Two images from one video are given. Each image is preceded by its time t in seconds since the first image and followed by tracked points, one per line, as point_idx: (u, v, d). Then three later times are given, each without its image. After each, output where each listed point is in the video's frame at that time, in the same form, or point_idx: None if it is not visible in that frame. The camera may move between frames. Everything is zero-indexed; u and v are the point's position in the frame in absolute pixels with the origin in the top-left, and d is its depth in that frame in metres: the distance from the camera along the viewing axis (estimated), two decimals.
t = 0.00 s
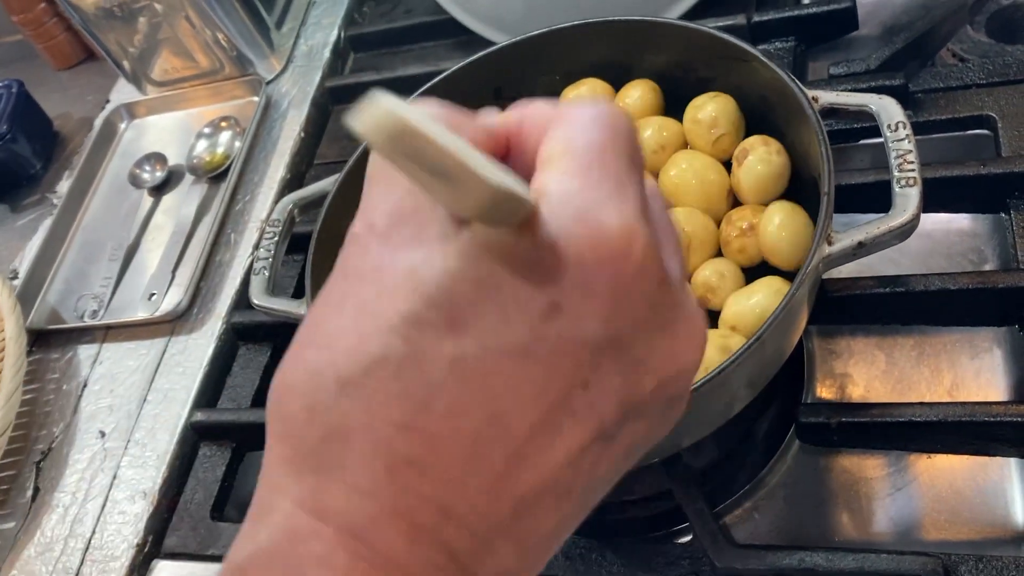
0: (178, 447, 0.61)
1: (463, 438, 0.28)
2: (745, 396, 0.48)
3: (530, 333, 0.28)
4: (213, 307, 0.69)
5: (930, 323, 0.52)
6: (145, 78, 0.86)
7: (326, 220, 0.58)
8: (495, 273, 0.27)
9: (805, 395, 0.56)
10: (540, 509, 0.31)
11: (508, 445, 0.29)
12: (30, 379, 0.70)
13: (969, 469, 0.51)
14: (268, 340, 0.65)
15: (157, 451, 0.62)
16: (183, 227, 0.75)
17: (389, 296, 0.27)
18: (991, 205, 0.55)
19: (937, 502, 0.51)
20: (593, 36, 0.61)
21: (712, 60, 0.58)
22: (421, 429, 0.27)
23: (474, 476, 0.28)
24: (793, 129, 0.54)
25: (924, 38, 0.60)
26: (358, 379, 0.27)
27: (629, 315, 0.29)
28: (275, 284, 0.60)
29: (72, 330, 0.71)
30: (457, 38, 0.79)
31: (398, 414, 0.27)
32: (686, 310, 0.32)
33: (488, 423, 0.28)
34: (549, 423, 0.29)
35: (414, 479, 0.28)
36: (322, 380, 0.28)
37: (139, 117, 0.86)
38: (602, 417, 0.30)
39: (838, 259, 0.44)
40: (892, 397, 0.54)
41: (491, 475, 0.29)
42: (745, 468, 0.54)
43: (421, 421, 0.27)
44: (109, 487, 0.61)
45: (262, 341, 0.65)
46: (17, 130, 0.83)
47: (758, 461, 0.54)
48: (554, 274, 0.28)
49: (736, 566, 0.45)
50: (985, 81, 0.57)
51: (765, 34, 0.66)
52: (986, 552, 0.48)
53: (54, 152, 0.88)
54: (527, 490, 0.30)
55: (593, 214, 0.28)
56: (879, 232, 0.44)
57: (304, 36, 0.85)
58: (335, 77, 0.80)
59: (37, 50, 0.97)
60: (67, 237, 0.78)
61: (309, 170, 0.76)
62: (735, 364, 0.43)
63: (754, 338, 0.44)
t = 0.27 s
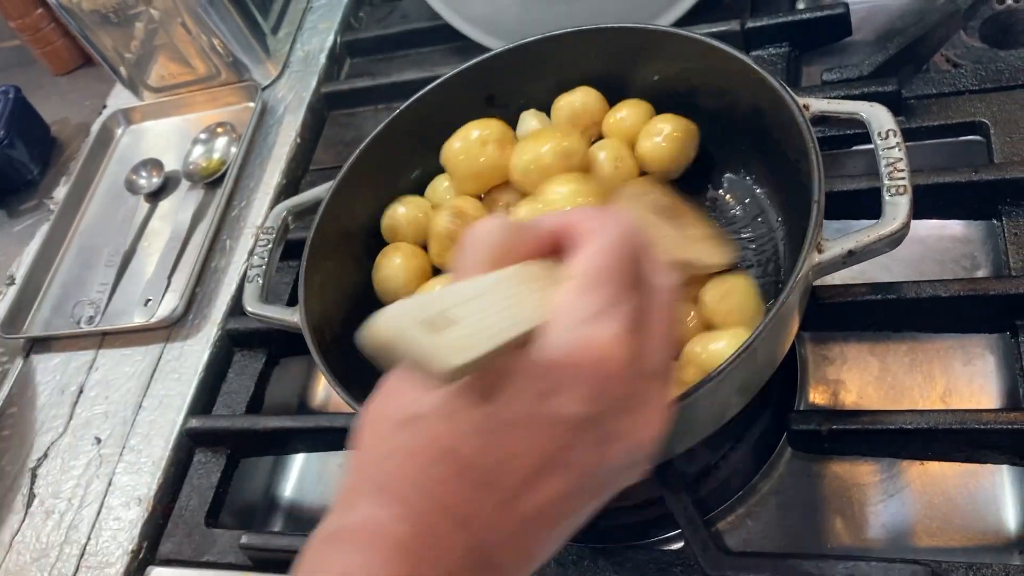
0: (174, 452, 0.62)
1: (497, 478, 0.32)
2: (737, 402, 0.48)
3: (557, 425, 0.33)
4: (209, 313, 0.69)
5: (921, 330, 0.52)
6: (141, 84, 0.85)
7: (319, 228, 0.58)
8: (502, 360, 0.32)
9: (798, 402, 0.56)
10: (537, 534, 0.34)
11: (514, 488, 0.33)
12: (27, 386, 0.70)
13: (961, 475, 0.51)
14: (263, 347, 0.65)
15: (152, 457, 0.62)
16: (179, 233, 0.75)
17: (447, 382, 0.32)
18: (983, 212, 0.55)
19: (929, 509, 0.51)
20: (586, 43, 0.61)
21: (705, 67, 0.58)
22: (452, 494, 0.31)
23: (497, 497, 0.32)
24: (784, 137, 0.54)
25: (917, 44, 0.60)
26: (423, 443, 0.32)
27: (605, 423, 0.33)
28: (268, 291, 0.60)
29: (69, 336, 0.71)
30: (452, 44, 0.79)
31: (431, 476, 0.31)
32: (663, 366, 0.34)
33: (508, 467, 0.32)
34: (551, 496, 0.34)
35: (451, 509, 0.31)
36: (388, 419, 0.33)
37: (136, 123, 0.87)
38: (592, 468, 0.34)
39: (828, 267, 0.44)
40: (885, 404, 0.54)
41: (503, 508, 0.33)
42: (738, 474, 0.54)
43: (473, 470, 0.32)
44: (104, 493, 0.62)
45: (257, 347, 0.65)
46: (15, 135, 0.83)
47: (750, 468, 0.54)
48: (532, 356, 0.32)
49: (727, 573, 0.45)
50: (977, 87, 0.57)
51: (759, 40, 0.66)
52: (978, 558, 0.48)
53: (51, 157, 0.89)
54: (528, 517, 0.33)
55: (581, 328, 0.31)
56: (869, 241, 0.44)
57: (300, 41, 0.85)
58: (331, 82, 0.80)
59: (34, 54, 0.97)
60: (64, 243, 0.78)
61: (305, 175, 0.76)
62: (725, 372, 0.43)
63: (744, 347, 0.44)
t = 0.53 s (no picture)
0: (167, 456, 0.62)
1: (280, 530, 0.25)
2: (726, 405, 0.48)
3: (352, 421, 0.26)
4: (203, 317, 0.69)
5: (911, 332, 0.52)
6: (136, 88, 0.86)
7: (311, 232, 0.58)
8: (199, 385, 0.23)
9: (789, 404, 0.56)
10: None
11: (238, 560, 0.24)
12: (22, 389, 0.70)
13: (951, 478, 0.51)
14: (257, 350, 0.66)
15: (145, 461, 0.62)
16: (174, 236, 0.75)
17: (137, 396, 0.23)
18: (973, 214, 0.55)
19: (919, 511, 0.51)
20: (577, 47, 0.61)
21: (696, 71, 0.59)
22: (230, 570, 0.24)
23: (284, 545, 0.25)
24: (774, 141, 0.55)
25: (907, 47, 0.60)
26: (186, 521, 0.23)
27: (416, 439, 0.29)
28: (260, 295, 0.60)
29: (63, 339, 0.71)
30: (446, 47, 0.79)
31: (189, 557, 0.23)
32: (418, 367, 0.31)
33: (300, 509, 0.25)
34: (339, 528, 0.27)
35: None
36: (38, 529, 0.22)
37: (131, 127, 0.87)
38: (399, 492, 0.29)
39: (815, 270, 0.44)
40: (875, 406, 0.54)
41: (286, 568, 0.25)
42: (728, 476, 0.54)
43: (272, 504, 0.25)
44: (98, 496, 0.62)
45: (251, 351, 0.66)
46: (10, 139, 0.84)
47: (741, 470, 0.54)
48: (256, 376, 0.24)
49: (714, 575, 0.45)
50: (967, 90, 0.57)
51: (750, 43, 0.66)
52: (968, 561, 0.48)
53: (47, 161, 0.89)
54: None
55: (298, 320, 0.25)
56: (855, 244, 0.44)
57: (295, 44, 0.85)
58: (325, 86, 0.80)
59: (30, 58, 0.98)
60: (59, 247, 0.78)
61: (299, 179, 0.77)
62: (712, 376, 0.43)
63: (732, 350, 0.44)
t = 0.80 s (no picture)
0: (166, 455, 0.62)
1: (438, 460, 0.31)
2: (722, 402, 0.48)
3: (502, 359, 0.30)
4: (202, 317, 0.70)
5: (906, 331, 0.53)
6: (135, 89, 0.86)
7: (309, 232, 0.58)
8: (473, 314, 0.29)
9: (786, 403, 0.56)
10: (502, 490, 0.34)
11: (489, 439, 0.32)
12: (21, 390, 0.70)
13: (948, 475, 0.51)
14: (256, 350, 0.66)
15: (145, 461, 0.62)
16: (173, 237, 0.75)
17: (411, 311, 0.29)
18: (968, 213, 0.55)
19: (916, 509, 0.51)
20: (575, 47, 0.61)
21: (692, 71, 0.59)
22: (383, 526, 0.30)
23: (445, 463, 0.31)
24: (770, 140, 0.55)
25: (903, 46, 0.61)
26: (361, 465, 0.29)
27: (577, 333, 0.31)
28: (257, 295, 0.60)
29: (63, 340, 0.72)
30: (444, 47, 0.79)
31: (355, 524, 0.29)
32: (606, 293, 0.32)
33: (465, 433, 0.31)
34: (510, 429, 0.32)
35: (390, 521, 0.30)
36: (287, 450, 0.30)
37: (130, 128, 0.87)
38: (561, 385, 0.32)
39: (811, 269, 0.45)
40: (871, 404, 0.55)
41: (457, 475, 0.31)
42: (726, 474, 0.54)
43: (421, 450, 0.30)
44: (98, 495, 0.62)
45: (250, 351, 0.66)
46: (9, 140, 0.84)
47: (738, 468, 0.55)
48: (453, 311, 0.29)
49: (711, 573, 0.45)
50: (963, 89, 0.57)
51: (747, 43, 0.66)
52: (965, 558, 0.48)
53: (47, 162, 0.89)
54: (487, 484, 0.33)
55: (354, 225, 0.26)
56: (851, 243, 0.44)
57: (293, 45, 0.85)
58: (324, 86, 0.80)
59: (30, 60, 0.98)
60: (59, 248, 0.78)
61: (298, 179, 0.77)
62: (708, 374, 0.43)
63: (728, 348, 0.44)
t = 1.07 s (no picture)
0: (168, 454, 0.62)
1: (395, 303, 0.32)
2: (721, 399, 0.49)
3: (426, 188, 0.31)
4: (204, 317, 0.70)
5: (904, 328, 0.53)
6: (137, 90, 0.87)
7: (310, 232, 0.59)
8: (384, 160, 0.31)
9: (785, 400, 0.56)
10: (468, 308, 0.34)
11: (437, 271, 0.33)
12: (24, 390, 0.71)
13: (946, 472, 0.52)
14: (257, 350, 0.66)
15: (148, 460, 0.63)
16: (175, 237, 0.75)
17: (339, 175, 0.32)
18: (966, 211, 0.55)
19: (915, 504, 0.51)
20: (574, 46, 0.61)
21: (691, 70, 0.59)
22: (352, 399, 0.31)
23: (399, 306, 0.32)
24: (768, 139, 0.55)
25: (900, 45, 0.61)
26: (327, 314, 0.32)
27: (497, 144, 0.31)
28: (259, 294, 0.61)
29: (66, 340, 0.72)
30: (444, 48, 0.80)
31: (311, 392, 0.30)
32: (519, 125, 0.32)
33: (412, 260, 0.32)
34: (456, 247, 0.33)
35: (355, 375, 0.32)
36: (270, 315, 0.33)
37: (132, 128, 0.87)
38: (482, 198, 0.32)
39: (809, 266, 0.45)
40: (870, 400, 0.55)
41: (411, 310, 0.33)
42: (725, 471, 0.55)
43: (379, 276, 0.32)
44: (101, 494, 0.62)
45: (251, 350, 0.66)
46: (12, 142, 0.84)
47: (737, 464, 0.55)
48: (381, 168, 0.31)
49: (710, 568, 0.46)
50: (960, 87, 0.58)
51: (745, 42, 0.67)
52: (964, 553, 0.49)
53: (49, 163, 0.89)
54: (456, 302, 0.34)
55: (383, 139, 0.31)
56: (848, 240, 0.44)
57: (294, 46, 0.86)
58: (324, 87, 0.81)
59: (32, 61, 0.98)
60: (61, 248, 0.78)
61: (299, 179, 0.77)
62: (706, 370, 0.44)
63: (727, 344, 0.44)
